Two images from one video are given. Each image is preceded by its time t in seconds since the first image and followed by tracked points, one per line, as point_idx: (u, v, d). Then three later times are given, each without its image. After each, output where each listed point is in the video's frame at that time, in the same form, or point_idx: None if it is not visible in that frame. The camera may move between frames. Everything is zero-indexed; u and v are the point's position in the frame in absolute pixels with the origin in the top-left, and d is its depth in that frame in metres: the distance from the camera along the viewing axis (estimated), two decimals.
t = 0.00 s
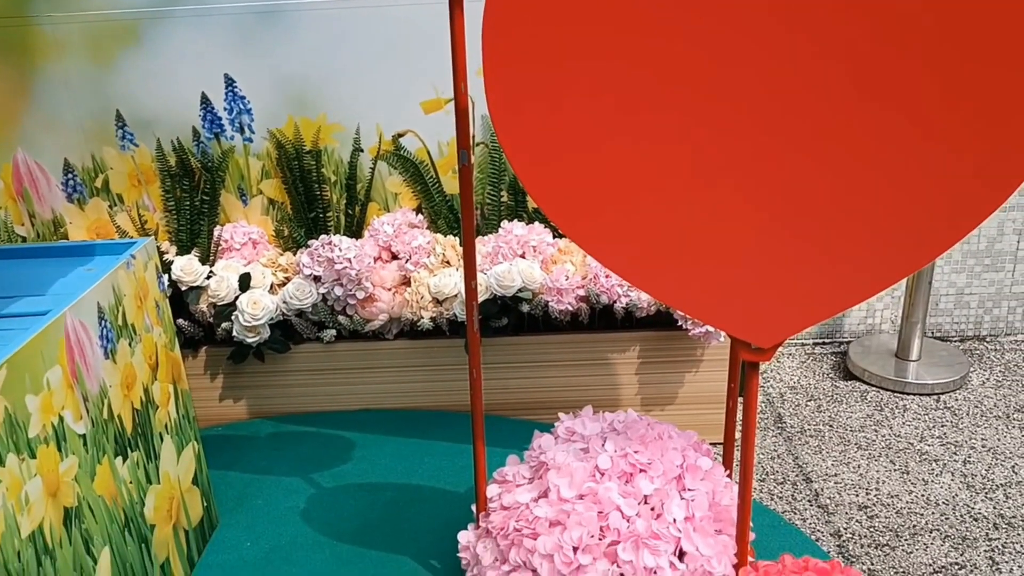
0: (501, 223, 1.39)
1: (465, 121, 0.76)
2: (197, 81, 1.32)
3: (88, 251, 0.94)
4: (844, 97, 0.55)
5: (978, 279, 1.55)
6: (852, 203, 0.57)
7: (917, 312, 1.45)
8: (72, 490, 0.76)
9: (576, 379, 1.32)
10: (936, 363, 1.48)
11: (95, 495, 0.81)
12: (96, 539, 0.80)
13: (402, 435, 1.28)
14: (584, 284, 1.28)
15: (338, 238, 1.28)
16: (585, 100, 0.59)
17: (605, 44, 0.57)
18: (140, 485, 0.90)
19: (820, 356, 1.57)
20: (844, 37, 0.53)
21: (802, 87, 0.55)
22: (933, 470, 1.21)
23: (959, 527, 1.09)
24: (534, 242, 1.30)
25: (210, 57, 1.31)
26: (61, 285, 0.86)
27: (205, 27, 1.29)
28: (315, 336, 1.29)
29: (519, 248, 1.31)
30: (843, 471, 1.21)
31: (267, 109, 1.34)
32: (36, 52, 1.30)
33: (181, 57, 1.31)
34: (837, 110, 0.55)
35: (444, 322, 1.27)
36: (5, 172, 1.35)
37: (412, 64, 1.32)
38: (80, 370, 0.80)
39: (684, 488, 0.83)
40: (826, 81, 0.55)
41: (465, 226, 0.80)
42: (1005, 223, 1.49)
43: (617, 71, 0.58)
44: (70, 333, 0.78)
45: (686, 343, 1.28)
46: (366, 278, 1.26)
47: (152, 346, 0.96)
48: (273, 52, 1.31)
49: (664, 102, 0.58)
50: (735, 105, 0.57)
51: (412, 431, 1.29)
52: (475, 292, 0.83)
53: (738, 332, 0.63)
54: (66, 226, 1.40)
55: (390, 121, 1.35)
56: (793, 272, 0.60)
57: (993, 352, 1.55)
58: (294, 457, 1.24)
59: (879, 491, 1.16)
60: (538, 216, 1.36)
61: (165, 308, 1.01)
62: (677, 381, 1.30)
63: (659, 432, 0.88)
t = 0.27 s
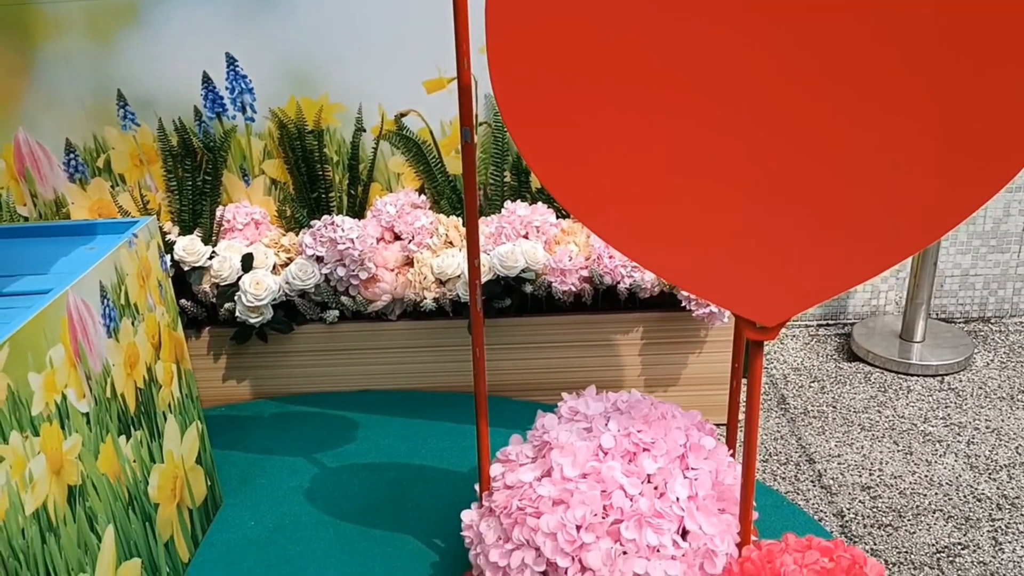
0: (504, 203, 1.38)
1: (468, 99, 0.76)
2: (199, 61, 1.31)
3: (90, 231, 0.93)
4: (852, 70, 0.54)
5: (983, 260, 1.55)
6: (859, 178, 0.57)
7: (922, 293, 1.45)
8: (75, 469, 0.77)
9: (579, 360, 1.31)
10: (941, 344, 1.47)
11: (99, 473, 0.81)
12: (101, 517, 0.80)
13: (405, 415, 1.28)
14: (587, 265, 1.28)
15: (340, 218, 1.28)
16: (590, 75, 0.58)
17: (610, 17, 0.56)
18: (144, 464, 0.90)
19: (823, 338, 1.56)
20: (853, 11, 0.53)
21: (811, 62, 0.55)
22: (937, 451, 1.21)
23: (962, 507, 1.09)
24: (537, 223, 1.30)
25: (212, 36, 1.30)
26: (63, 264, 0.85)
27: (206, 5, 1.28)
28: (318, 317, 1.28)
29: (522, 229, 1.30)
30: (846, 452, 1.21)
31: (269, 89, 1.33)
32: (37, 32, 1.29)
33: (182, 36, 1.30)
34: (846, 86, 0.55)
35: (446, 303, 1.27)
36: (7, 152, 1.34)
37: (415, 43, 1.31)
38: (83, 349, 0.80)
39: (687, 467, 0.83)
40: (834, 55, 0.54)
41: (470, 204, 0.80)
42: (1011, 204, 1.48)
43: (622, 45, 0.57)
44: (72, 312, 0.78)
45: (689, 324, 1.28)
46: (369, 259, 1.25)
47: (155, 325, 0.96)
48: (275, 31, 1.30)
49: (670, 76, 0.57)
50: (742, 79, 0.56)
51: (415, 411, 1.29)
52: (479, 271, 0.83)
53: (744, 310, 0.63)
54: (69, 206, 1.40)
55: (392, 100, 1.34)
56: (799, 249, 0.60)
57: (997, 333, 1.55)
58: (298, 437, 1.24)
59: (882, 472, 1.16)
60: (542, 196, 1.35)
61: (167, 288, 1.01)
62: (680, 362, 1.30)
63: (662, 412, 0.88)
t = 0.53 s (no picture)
0: (511, 190, 1.38)
1: (475, 85, 0.75)
2: (206, 47, 1.31)
3: (97, 216, 0.93)
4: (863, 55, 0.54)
5: (993, 250, 1.54)
6: (869, 165, 0.56)
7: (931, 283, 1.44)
8: (83, 453, 0.77)
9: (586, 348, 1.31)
10: (950, 334, 1.46)
11: (106, 458, 0.81)
12: (108, 502, 0.81)
13: (412, 403, 1.28)
14: (594, 253, 1.27)
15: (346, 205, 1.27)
16: (598, 60, 0.58)
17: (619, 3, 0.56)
18: (151, 449, 0.90)
19: (831, 327, 1.55)
20: None
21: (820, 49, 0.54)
22: (944, 441, 1.20)
23: (969, 497, 1.09)
24: (545, 210, 1.30)
25: (219, 23, 1.30)
26: (71, 250, 0.85)
27: None
28: (324, 304, 1.28)
29: (529, 217, 1.30)
30: (853, 441, 1.21)
31: (276, 75, 1.33)
32: (44, 18, 1.29)
33: (189, 22, 1.30)
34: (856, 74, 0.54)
35: (452, 291, 1.27)
36: (15, 138, 1.33)
37: (422, 30, 1.30)
38: (91, 335, 0.80)
39: (693, 455, 0.83)
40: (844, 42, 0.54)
41: (476, 191, 0.79)
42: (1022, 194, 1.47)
43: (632, 29, 0.57)
44: (80, 297, 0.78)
45: (696, 313, 1.27)
46: (376, 246, 1.24)
47: (162, 311, 0.96)
48: (282, 17, 1.29)
49: (679, 62, 0.57)
50: (751, 65, 0.56)
51: (421, 399, 1.29)
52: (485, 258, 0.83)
53: (751, 298, 0.62)
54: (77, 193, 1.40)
55: (399, 87, 1.34)
56: (807, 237, 0.59)
57: (1006, 323, 1.54)
58: (304, 424, 1.24)
59: (889, 462, 1.16)
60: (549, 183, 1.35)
61: (174, 274, 1.01)
62: (687, 351, 1.30)
63: (669, 400, 0.88)
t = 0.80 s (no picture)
0: (522, 178, 1.37)
1: (486, 72, 0.75)
2: (218, 32, 1.31)
3: (109, 201, 0.94)
4: (878, 44, 0.53)
5: (1008, 243, 1.52)
6: (882, 156, 0.55)
7: (945, 275, 1.43)
8: (93, 437, 0.77)
9: (596, 338, 1.31)
10: (963, 327, 1.45)
11: (117, 441, 0.82)
12: (118, 485, 0.81)
13: (421, 391, 1.28)
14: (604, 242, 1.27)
15: (357, 192, 1.26)
16: (609, 48, 0.57)
17: None
18: (162, 433, 0.91)
19: (843, 319, 1.55)
20: None
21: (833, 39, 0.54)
22: (956, 434, 1.19)
23: (980, 491, 1.08)
24: (555, 199, 1.29)
25: (231, 8, 1.29)
26: (82, 234, 0.86)
27: None
28: (335, 291, 1.29)
29: (540, 205, 1.29)
30: (863, 433, 1.20)
31: (288, 61, 1.33)
32: (57, 3, 1.29)
33: (201, 7, 1.29)
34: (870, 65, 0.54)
35: (462, 280, 1.28)
36: (29, 122, 1.35)
37: (434, 16, 1.30)
38: (101, 319, 0.80)
39: (702, 445, 0.82)
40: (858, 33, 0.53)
41: (487, 178, 0.79)
42: None
43: (644, 16, 0.56)
44: (91, 282, 0.79)
45: (706, 303, 1.27)
46: (387, 233, 1.24)
47: (172, 296, 0.96)
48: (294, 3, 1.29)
49: (691, 50, 0.56)
50: (764, 54, 0.55)
51: (430, 387, 1.29)
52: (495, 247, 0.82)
53: (761, 289, 0.62)
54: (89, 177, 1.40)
55: (411, 73, 1.34)
56: (820, 228, 0.58)
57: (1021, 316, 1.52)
58: (314, 410, 1.25)
59: (900, 454, 1.15)
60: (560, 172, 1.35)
61: (185, 259, 1.01)
62: (698, 341, 1.30)
63: (678, 390, 0.88)
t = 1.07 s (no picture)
0: (536, 170, 1.37)
1: (502, 62, 0.74)
2: (234, 22, 1.31)
3: (124, 190, 0.94)
4: (901, 33, 0.53)
5: None
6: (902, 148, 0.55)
7: (962, 271, 1.42)
8: (109, 424, 0.78)
9: (609, 330, 1.31)
10: (979, 322, 1.44)
11: (132, 429, 0.82)
12: (134, 472, 0.82)
13: (434, 382, 1.29)
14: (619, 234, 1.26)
15: (372, 183, 1.27)
16: (628, 39, 0.57)
17: None
18: (177, 422, 0.91)
19: (859, 314, 1.54)
20: None
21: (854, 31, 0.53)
22: (972, 430, 1.18)
23: (996, 488, 1.07)
24: (570, 191, 1.29)
25: None
26: (98, 223, 0.86)
27: None
28: (349, 282, 1.29)
29: (554, 197, 1.29)
30: (878, 429, 1.19)
31: (303, 51, 1.33)
32: None
33: None
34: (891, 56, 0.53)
35: (477, 271, 1.27)
36: (45, 113, 1.35)
37: (449, 7, 1.29)
38: (118, 307, 0.81)
39: (716, 439, 0.82)
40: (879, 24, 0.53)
41: (502, 169, 0.78)
42: None
43: (664, 5, 0.56)
44: (107, 270, 0.79)
45: (721, 297, 1.26)
46: (401, 225, 1.25)
47: (188, 285, 0.97)
48: None
49: (710, 41, 0.56)
50: (784, 45, 0.55)
51: (443, 378, 1.29)
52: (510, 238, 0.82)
53: (778, 282, 0.61)
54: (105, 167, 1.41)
55: (426, 64, 1.33)
56: (838, 221, 0.58)
57: None
58: (327, 400, 1.25)
59: (915, 450, 1.14)
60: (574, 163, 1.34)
61: (200, 249, 1.01)
62: (712, 335, 1.29)
63: (692, 383, 0.88)
